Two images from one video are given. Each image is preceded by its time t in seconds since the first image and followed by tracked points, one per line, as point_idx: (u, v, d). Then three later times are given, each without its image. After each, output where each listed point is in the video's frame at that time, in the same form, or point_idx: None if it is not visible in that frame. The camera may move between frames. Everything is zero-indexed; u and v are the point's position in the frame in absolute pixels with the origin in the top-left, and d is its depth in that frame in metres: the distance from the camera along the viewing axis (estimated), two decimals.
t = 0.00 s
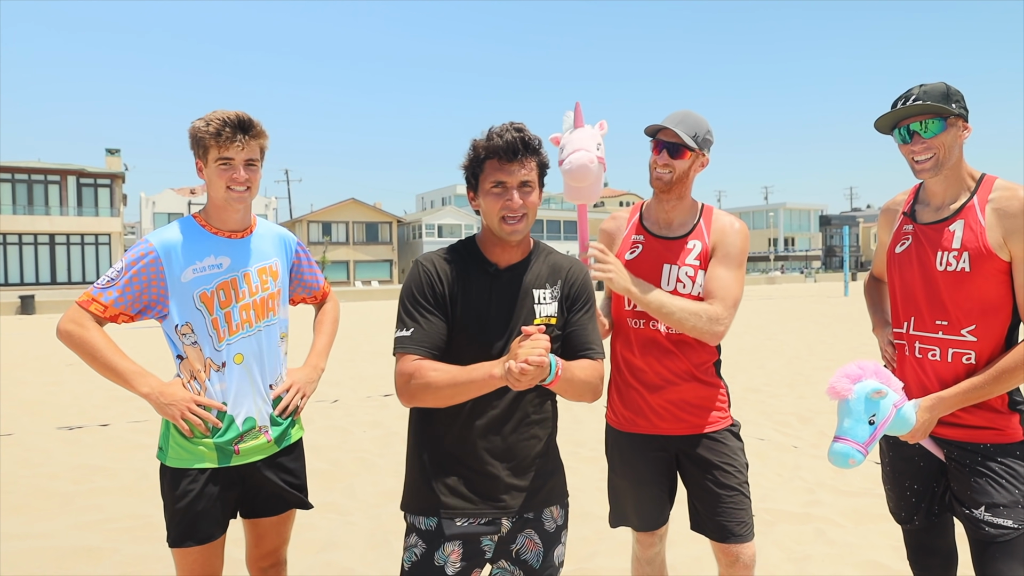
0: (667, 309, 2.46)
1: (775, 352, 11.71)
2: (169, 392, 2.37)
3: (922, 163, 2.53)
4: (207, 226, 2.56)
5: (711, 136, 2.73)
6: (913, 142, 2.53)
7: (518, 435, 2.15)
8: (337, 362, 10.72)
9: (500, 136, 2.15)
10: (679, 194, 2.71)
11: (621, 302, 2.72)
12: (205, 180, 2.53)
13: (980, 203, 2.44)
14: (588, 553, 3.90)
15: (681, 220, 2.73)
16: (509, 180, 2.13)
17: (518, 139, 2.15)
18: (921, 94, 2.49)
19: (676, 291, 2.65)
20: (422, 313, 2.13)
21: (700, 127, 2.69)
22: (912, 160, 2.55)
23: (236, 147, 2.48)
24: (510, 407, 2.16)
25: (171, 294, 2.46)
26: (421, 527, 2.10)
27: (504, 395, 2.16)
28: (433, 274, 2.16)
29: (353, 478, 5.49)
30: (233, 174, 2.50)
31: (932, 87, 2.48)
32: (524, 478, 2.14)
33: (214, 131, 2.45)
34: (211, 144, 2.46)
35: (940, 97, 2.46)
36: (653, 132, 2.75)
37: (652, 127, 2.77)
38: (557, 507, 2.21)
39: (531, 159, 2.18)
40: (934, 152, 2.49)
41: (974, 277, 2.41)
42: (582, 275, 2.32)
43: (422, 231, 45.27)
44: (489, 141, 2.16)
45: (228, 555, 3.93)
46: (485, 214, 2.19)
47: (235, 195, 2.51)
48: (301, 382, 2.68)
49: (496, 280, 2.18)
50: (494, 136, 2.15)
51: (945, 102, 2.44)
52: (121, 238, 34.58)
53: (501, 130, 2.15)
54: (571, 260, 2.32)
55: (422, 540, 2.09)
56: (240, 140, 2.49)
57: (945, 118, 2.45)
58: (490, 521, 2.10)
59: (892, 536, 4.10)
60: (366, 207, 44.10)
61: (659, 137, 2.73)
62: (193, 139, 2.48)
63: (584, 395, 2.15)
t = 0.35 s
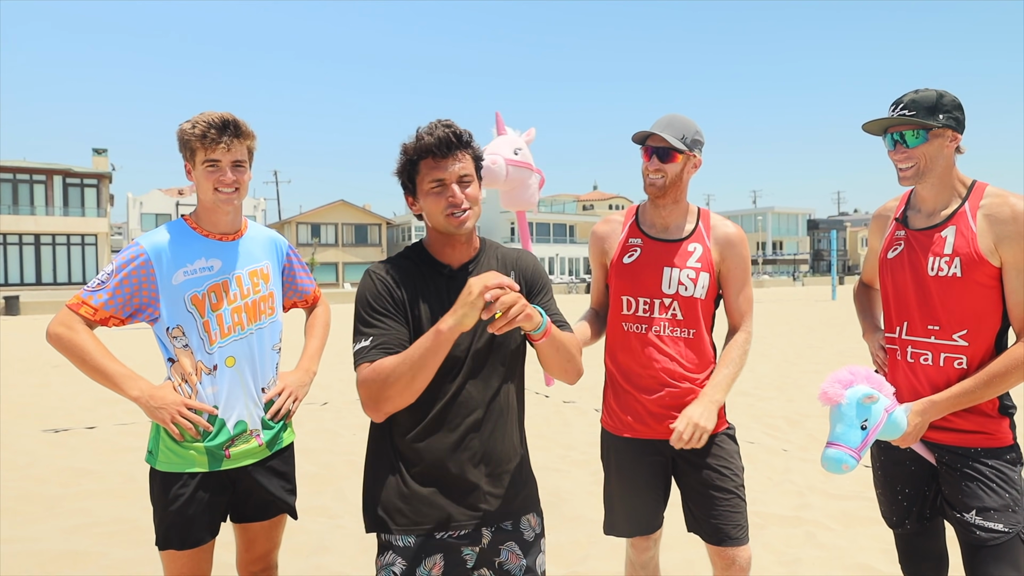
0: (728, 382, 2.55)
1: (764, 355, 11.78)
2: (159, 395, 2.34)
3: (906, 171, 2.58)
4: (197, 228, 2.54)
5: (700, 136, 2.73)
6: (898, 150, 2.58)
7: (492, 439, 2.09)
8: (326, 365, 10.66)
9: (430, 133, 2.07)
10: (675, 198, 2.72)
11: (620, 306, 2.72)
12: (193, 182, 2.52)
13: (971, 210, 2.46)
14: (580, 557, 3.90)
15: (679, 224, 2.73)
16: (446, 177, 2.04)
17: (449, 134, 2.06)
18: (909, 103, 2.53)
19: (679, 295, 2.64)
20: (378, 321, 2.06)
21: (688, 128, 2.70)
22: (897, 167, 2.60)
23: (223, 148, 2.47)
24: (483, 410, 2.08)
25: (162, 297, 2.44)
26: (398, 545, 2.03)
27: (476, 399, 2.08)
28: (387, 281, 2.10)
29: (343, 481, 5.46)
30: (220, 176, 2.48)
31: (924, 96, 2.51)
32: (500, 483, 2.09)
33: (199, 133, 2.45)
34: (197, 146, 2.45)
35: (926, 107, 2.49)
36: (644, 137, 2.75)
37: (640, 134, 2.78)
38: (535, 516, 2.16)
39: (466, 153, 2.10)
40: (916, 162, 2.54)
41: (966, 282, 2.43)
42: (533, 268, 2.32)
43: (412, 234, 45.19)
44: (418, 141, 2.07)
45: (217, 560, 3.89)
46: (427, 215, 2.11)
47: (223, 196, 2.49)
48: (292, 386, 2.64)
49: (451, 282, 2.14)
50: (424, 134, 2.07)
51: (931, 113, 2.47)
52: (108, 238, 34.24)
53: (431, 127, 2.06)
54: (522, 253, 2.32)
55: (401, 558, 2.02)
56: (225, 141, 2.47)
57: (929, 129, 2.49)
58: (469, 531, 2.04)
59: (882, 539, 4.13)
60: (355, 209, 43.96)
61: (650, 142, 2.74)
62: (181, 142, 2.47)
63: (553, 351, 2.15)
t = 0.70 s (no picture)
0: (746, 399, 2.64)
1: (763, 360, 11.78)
2: (163, 403, 2.33)
3: (913, 178, 2.59)
4: (202, 236, 2.53)
5: (707, 141, 2.73)
6: (905, 157, 2.59)
7: (480, 451, 2.07)
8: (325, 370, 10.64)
9: (422, 139, 2.05)
10: (683, 204, 2.73)
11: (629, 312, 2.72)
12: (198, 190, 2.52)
13: (979, 217, 2.47)
14: (584, 564, 3.88)
15: (688, 231, 2.75)
16: (435, 185, 2.03)
17: (440, 140, 2.05)
18: (916, 111, 2.54)
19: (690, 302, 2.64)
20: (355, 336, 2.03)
21: (697, 134, 2.70)
22: (904, 174, 2.61)
23: (227, 157, 2.46)
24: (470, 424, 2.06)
25: (166, 305, 2.42)
26: (391, 559, 2.01)
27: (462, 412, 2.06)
28: (363, 295, 2.06)
29: (344, 488, 5.43)
30: (224, 185, 2.48)
31: (931, 103, 2.52)
32: (491, 495, 2.07)
33: (201, 142, 2.44)
34: (201, 154, 2.45)
35: (933, 115, 2.50)
36: (651, 143, 2.76)
37: (647, 140, 2.79)
38: (529, 527, 2.16)
39: (456, 160, 2.08)
40: (923, 169, 2.55)
41: (974, 289, 2.43)
42: (522, 276, 2.28)
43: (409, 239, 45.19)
44: (409, 146, 2.05)
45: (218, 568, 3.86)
46: (413, 222, 2.09)
47: (228, 205, 2.48)
48: (297, 394, 2.65)
49: (435, 291, 2.09)
50: (415, 140, 2.05)
51: (938, 121, 2.48)
52: (105, 243, 34.17)
53: (423, 133, 2.04)
54: (511, 262, 2.28)
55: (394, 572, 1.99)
56: (230, 148, 2.47)
57: (936, 137, 2.50)
58: (462, 546, 2.01)
59: (886, 546, 4.12)
60: (353, 214, 43.95)
61: (658, 148, 2.74)
62: (185, 150, 2.47)
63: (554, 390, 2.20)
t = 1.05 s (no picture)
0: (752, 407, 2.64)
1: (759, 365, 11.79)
2: (160, 407, 2.31)
3: (919, 183, 2.59)
4: (203, 239, 2.51)
5: (713, 145, 2.73)
6: (910, 162, 2.59)
7: (487, 454, 2.05)
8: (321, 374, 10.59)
9: (459, 143, 2.03)
10: (688, 208, 2.72)
11: (633, 317, 2.71)
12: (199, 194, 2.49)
13: (984, 223, 2.46)
14: (585, 569, 3.86)
15: (694, 235, 2.74)
16: (465, 191, 2.01)
17: (477, 147, 2.03)
18: (922, 116, 2.54)
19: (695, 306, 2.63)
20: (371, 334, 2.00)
21: (700, 137, 2.70)
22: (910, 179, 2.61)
23: (229, 160, 2.44)
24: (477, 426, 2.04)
25: (164, 307, 2.40)
26: (395, 555, 2.00)
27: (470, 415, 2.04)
28: (382, 293, 2.04)
29: (341, 492, 5.40)
30: (225, 188, 2.46)
31: (937, 108, 2.52)
32: (496, 498, 2.04)
33: (202, 145, 2.41)
34: (201, 157, 2.42)
35: (939, 120, 2.50)
36: (656, 147, 2.75)
37: (652, 144, 2.78)
38: (532, 528, 2.11)
39: (490, 169, 2.06)
40: (928, 174, 2.55)
41: (979, 294, 2.43)
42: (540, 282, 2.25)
43: (405, 242, 45.14)
44: (446, 147, 2.03)
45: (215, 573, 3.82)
46: (438, 224, 2.07)
47: (229, 208, 2.46)
48: (295, 399, 2.62)
49: (452, 294, 2.07)
50: (452, 143, 2.02)
51: (944, 126, 2.48)
52: (98, 245, 34.01)
53: (460, 137, 2.02)
54: (530, 267, 2.25)
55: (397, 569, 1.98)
56: (232, 151, 2.44)
57: (942, 142, 2.50)
58: (464, 546, 1.99)
59: (887, 551, 4.11)
60: (348, 217, 43.88)
61: (663, 152, 2.74)
62: (185, 153, 2.44)
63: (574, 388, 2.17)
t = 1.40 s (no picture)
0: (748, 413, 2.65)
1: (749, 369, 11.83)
2: (142, 410, 2.27)
3: (914, 189, 2.60)
4: (192, 240, 2.47)
5: (712, 150, 2.73)
6: (904, 168, 2.61)
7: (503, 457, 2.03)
8: (311, 376, 10.53)
9: (505, 150, 2.02)
10: (684, 212, 2.72)
11: (629, 320, 2.70)
12: (194, 197, 2.44)
13: (978, 230, 2.48)
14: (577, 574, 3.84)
15: (690, 240, 2.74)
16: (507, 199, 2.00)
17: (521, 157, 2.02)
18: (914, 123, 2.56)
19: (690, 310, 2.63)
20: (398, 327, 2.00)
21: (700, 142, 2.70)
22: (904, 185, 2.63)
23: (227, 164, 2.40)
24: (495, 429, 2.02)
25: (149, 309, 2.36)
26: (405, 548, 2.00)
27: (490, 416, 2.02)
28: (412, 291, 2.02)
29: (331, 496, 5.36)
30: (224, 192, 2.43)
31: (929, 116, 2.54)
32: (510, 500, 2.03)
33: (199, 147, 2.35)
34: (198, 160, 2.36)
35: (932, 127, 2.52)
36: (654, 151, 2.76)
37: (652, 147, 2.77)
38: (543, 529, 2.09)
39: (533, 180, 2.05)
40: (921, 181, 2.57)
41: (973, 301, 2.44)
42: (570, 294, 2.21)
43: (395, 244, 45.02)
44: (492, 154, 2.03)
45: None
46: (477, 228, 2.06)
47: (228, 212, 2.44)
48: (276, 402, 2.60)
49: (482, 299, 2.05)
50: (497, 150, 2.02)
51: (937, 132, 2.50)
52: (85, 245, 33.69)
53: (506, 144, 2.02)
54: (563, 279, 2.21)
55: (406, 562, 1.98)
56: (229, 154, 2.41)
57: (934, 149, 2.52)
58: (474, 543, 1.98)
59: (878, 556, 4.13)
60: (339, 219, 43.73)
61: (661, 156, 2.74)
62: (180, 155, 2.37)
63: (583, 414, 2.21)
